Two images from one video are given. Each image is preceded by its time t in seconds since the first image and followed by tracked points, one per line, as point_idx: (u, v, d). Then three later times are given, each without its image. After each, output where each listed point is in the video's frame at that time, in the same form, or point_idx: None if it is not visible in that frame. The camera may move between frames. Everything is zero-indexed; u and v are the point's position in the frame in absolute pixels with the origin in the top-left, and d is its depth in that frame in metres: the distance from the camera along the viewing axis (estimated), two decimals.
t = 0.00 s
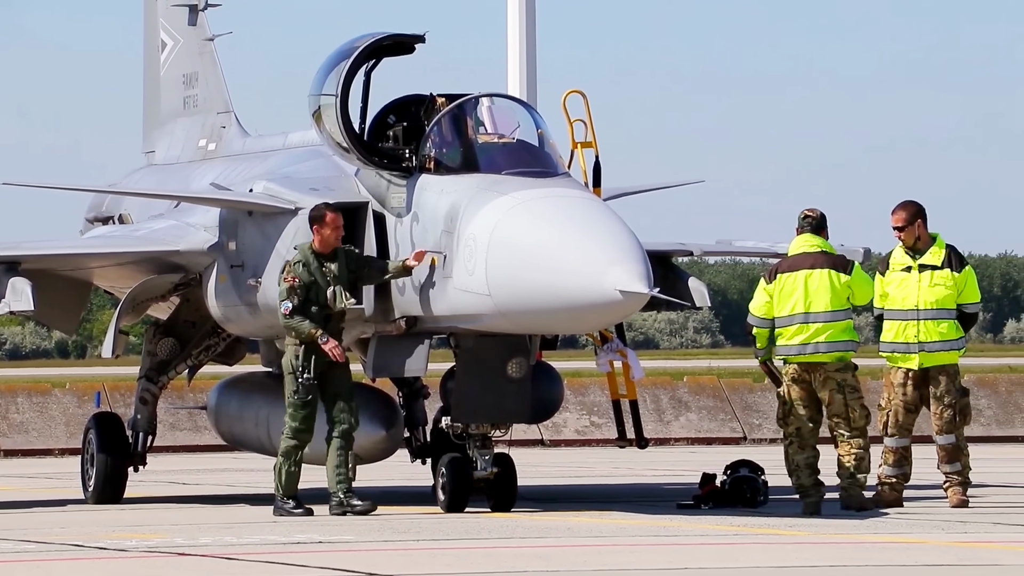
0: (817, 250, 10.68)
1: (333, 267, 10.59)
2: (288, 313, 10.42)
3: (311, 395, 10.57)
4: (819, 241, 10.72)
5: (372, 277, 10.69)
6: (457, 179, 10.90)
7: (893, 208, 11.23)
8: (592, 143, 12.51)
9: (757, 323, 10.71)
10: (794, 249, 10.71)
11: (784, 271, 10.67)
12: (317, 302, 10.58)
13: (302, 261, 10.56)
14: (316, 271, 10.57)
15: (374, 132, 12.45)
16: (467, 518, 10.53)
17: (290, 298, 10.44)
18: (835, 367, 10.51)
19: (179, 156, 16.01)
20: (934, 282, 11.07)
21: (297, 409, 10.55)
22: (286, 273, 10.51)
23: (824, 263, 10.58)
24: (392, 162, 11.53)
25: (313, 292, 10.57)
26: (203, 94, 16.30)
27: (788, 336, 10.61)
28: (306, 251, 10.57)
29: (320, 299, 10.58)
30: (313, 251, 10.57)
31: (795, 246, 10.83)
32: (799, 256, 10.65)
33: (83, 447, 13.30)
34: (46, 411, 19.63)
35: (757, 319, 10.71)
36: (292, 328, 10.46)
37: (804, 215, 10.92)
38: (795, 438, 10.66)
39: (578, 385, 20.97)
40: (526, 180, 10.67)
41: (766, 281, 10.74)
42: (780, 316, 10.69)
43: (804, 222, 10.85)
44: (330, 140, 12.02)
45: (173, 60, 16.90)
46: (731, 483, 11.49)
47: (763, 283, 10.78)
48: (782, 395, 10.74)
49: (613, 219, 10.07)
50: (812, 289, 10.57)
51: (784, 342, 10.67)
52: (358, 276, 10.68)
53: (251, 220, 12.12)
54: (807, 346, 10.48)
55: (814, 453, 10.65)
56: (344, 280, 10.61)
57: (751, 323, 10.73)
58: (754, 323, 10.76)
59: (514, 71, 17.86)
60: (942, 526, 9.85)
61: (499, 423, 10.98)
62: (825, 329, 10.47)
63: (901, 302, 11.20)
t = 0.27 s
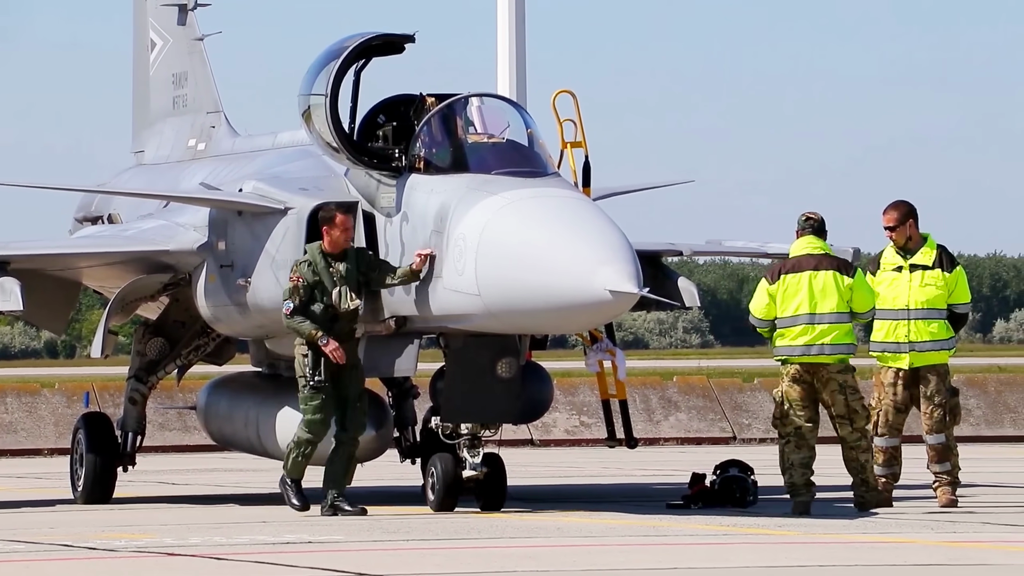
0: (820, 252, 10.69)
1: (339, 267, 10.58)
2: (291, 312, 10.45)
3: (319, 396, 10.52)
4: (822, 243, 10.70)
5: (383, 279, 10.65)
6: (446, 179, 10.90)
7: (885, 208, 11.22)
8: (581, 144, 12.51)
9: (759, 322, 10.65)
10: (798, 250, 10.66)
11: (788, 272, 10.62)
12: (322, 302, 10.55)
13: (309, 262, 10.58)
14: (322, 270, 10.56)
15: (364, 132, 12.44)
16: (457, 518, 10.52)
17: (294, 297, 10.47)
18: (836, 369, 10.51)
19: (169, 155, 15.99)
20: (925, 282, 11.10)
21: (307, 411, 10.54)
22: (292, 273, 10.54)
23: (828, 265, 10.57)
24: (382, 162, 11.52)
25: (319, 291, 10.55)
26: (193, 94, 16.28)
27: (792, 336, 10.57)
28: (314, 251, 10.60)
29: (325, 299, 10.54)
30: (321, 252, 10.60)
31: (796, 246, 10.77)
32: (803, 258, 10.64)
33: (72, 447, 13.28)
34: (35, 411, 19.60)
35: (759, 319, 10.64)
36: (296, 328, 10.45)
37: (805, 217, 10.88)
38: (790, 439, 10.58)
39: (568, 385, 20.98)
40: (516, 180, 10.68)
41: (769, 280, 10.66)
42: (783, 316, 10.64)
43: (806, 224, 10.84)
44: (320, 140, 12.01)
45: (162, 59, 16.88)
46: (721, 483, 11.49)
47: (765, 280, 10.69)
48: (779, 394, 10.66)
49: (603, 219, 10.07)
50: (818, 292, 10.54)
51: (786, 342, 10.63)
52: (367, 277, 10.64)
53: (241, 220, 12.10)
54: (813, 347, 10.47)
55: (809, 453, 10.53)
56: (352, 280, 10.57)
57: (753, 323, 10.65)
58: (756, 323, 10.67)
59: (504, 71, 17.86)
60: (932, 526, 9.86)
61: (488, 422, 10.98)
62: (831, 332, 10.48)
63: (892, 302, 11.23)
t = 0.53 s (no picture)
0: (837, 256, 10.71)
1: (352, 278, 10.51)
2: (315, 329, 10.31)
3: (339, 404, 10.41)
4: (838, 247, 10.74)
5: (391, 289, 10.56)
6: (435, 179, 10.90)
7: (873, 208, 11.22)
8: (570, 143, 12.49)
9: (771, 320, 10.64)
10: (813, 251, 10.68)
11: (804, 272, 10.63)
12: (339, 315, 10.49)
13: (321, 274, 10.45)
14: (337, 282, 10.47)
15: (352, 132, 12.44)
16: (445, 518, 10.53)
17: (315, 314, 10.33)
18: (848, 368, 10.55)
19: (157, 156, 15.98)
20: (913, 282, 11.13)
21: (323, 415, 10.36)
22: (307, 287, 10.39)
23: (844, 269, 10.58)
24: (370, 162, 11.52)
25: (336, 304, 10.48)
26: (181, 94, 16.27)
27: (807, 338, 10.53)
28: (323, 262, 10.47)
29: (343, 311, 10.50)
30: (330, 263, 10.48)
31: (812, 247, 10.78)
32: (820, 260, 10.65)
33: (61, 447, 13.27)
34: (23, 412, 19.56)
35: (772, 317, 10.63)
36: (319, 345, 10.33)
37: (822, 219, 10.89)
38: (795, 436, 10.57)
39: (556, 385, 20.99)
40: (504, 180, 10.68)
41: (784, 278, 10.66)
42: (797, 315, 10.63)
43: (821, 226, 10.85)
44: (308, 140, 12.01)
45: (150, 59, 16.86)
46: (709, 483, 11.51)
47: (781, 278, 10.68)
48: (788, 394, 10.63)
49: (592, 219, 10.08)
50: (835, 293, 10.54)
51: (799, 344, 10.59)
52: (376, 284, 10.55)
53: (229, 220, 12.10)
54: (828, 349, 10.45)
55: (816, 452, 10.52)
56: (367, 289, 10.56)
57: (766, 321, 10.63)
58: (768, 321, 10.66)
59: (493, 72, 17.86)
60: (920, 526, 9.88)
61: (476, 423, 10.98)
62: (845, 334, 10.47)
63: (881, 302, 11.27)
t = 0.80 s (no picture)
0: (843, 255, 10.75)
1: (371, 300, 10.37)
2: (353, 363, 10.21)
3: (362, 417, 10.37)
4: (844, 246, 10.80)
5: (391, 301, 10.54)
6: (424, 179, 10.91)
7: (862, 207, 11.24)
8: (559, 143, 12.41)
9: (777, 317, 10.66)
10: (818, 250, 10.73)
11: (812, 270, 10.65)
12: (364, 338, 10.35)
13: (347, 301, 10.19)
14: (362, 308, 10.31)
15: (341, 132, 12.44)
16: (435, 518, 10.54)
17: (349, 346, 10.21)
18: (853, 368, 10.57)
19: (146, 156, 15.97)
20: (902, 282, 11.17)
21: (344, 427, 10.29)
22: (339, 320, 10.16)
23: (851, 269, 10.62)
24: (360, 162, 11.52)
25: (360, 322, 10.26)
26: (171, 94, 16.25)
27: (812, 336, 10.56)
28: (344, 287, 10.20)
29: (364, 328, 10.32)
30: (352, 288, 10.21)
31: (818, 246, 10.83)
32: (826, 259, 10.67)
33: (50, 447, 13.26)
34: (12, 412, 19.54)
35: (778, 314, 10.65)
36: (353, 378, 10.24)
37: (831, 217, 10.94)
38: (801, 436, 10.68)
39: (546, 385, 21.01)
40: (494, 180, 10.69)
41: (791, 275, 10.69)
42: (801, 313, 10.65)
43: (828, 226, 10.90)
44: (297, 140, 12.01)
45: (139, 59, 16.85)
46: (698, 483, 11.53)
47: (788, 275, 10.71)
48: (793, 393, 10.69)
49: (581, 219, 10.09)
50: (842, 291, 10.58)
51: (803, 343, 10.62)
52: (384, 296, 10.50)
53: (218, 220, 12.10)
54: (832, 349, 10.49)
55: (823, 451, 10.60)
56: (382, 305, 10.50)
57: (771, 318, 10.65)
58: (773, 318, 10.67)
59: (482, 72, 17.87)
60: (909, 525, 9.91)
61: (465, 424, 10.99)
62: (848, 333, 10.52)
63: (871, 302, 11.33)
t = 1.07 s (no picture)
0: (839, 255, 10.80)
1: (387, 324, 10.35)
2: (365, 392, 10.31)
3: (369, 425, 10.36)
4: (840, 246, 10.84)
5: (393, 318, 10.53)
6: (415, 179, 10.91)
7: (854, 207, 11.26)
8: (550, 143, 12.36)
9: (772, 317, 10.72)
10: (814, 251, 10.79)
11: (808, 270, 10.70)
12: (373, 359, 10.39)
13: (371, 331, 10.12)
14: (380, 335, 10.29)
15: (333, 133, 12.44)
16: (426, 518, 10.54)
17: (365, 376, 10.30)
18: (849, 368, 10.60)
19: (137, 156, 15.96)
20: (893, 283, 11.18)
21: (353, 431, 10.27)
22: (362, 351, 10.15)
23: (846, 268, 10.66)
24: (351, 162, 11.52)
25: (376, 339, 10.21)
26: (162, 94, 16.24)
27: (807, 336, 10.63)
28: (367, 316, 10.06)
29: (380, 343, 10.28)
30: (375, 317, 10.09)
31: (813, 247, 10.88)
32: (821, 259, 10.72)
33: (41, 447, 13.24)
34: (3, 412, 19.52)
35: (775, 315, 10.69)
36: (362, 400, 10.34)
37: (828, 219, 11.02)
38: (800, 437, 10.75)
39: (537, 385, 21.02)
40: (485, 180, 10.70)
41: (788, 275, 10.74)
42: (797, 313, 10.71)
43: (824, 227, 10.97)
44: (288, 140, 12.02)
45: (130, 59, 16.83)
46: (689, 483, 11.53)
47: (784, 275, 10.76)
48: (792, 393, 10.74)
49: (573, 219, 10.09)
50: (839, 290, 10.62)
51: (799, 342, 10.69)
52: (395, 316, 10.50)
53: (209, 220, 12.09)
54: (827, 348, 10.54)
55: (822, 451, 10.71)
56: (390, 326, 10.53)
57: (768, 319, 10.70)
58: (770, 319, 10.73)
59: (473, 71, 17.87)
60: (900, 525, 9.92)
61: (457, 423, 10.99)
62: (844, 333, 10.57)
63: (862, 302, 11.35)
